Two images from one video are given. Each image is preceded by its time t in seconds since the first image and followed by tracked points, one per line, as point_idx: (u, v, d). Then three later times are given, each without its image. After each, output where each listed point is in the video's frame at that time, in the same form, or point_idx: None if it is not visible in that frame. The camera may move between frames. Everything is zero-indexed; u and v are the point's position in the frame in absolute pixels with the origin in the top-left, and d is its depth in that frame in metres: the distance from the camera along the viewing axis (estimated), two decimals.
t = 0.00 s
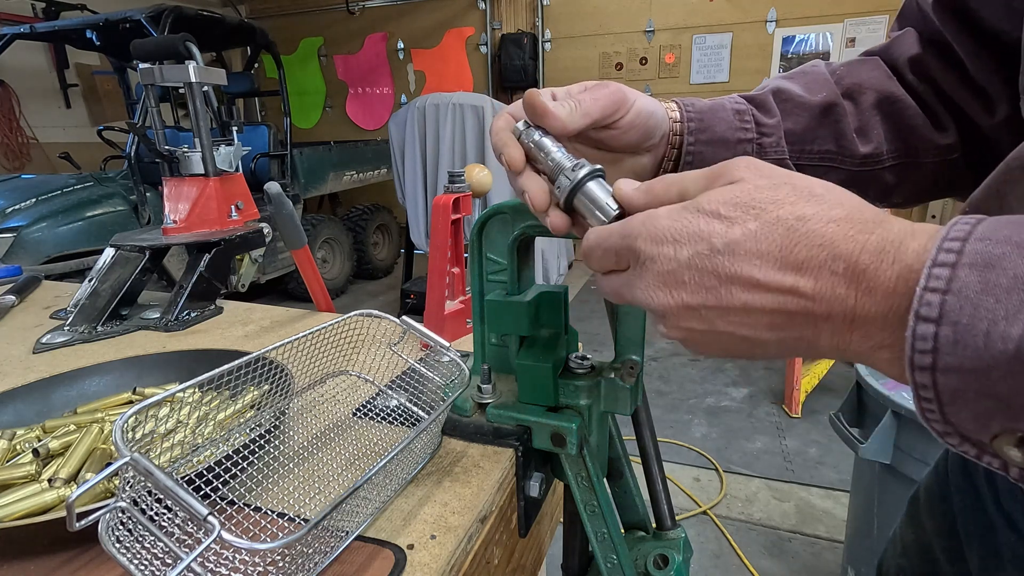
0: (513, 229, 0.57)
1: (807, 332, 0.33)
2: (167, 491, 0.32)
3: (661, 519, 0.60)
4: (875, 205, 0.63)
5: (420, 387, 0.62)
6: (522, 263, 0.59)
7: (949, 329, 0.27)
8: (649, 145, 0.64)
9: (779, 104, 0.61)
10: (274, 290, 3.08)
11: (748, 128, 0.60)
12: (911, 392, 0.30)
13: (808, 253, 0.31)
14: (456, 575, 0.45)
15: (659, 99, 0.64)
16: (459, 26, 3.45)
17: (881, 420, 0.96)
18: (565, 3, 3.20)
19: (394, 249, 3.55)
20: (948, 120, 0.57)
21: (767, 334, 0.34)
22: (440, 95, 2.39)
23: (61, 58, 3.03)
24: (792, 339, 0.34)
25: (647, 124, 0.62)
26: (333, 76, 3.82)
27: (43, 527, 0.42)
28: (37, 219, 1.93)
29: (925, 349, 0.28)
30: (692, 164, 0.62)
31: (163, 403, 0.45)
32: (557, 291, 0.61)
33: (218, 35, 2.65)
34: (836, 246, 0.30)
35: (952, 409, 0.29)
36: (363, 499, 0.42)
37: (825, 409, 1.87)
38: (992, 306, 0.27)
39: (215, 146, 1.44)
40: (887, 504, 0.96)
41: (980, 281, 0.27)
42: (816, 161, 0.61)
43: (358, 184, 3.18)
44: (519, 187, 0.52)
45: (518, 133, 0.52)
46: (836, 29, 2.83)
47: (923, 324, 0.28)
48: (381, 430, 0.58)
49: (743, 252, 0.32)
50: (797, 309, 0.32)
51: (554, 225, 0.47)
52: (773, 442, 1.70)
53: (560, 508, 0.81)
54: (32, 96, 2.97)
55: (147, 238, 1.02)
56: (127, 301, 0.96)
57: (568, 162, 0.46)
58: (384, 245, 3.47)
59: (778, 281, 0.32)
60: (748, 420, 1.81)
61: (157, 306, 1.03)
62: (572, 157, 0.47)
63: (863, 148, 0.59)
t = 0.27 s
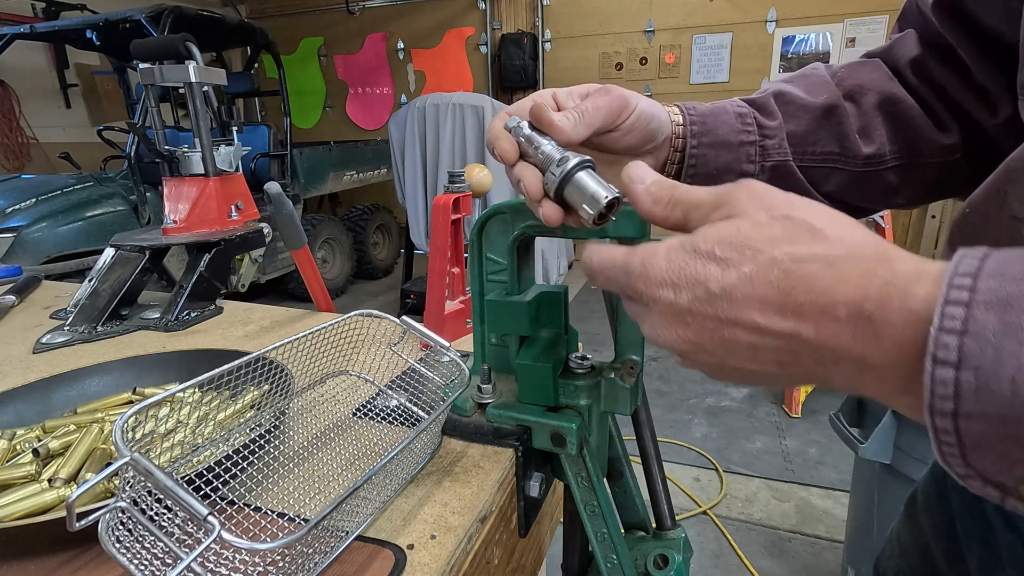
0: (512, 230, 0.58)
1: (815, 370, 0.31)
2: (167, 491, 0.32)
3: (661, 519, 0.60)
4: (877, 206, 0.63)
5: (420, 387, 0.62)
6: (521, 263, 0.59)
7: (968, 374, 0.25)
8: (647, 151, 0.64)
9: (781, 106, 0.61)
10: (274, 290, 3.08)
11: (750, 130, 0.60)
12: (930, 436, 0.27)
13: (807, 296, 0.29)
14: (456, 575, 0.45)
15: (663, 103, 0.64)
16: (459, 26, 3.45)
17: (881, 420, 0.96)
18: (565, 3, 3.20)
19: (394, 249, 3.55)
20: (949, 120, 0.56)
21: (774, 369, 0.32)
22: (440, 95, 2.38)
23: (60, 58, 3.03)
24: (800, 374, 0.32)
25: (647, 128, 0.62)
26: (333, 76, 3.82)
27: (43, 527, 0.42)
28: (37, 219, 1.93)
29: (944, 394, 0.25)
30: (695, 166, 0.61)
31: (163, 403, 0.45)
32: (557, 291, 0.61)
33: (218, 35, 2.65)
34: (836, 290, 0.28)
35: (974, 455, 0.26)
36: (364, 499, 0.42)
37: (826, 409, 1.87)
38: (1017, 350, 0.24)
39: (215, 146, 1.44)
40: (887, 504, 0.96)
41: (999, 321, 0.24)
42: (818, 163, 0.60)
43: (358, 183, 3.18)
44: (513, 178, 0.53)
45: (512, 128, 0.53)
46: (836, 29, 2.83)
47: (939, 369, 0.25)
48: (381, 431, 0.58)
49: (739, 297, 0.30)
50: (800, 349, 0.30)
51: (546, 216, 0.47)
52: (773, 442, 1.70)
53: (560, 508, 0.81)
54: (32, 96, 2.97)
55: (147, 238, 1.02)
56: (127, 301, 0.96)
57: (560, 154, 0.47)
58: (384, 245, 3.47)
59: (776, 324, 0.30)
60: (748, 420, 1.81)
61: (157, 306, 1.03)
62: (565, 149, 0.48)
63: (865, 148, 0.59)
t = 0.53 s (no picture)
0: (512, 230, 0.58)
1: None
2: (167, 491, 0.32)
3: (661, 519, 0.60)
4: (887, 211, 0.62)
5: (420, 387, 0.62)
6: (522, 262, 0.59)
7: None
8: (650, 150, 0.63)
9: (790, 110, 0.61)
10: (274, 290, 3.08)
11: (758, 134, 0.60)
12: None
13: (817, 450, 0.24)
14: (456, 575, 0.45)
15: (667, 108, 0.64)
16: (459, 26, 3.45)
17: (881, 420, 0.96)
18: (565, 3, 3.21)
19: (394, 248, 3.55)
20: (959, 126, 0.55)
21: None
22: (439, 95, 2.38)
23: (61, 58, 3.03)
24: None
25: (649, 129, 0.61)
26: (333, 76, 3.83)
27: (44, 527, 0.42)
28: (37, 219, 1.93)
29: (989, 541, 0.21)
30: (703, 169, 0.61)
31: (163, 403, 0.45)
32: (557, 291, 0.61)
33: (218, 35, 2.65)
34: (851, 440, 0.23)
35: None
36: (364, 499, 0.42)
37: (825, 409, 1.87)
38: None
39: (215, 146, 1.44)
40: (887, 505, 0.96)
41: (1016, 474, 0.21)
42: (827, 168, 0.60)
43: (358, 183, 3.18)
44: (505, 176, 0.55)
45: (507, 126, 0.54)
46: (836, 29, 2.83)
47: None
48: (381, 430, 0.58)
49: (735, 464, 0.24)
50: None
51: (532, 214, 0.49)
52: (773, 442, 1.70)
53: (560, 509, 0.81)
54: (32, 96, 2.97)
55: (147, 238, 1.02)
56: (127, 301, 0.96)
57: (547, 153, 0.48)
58: (384, 245, 3.47)
59: None
60: (748, 420, 1.81)
61: (157, 306, 1.03)
62: (552, 149, 0.49)
63: (875, 153, 0.58)
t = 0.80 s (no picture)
0: (512, 229, 0.58)
1: None
2: (167, 491, 0.32)
3: (661, 519, 0.60)
4: (887, 212, 0.62)
5: (420, 387, 0.62)
6: (522, 262, 0.59)
7: None
8: (647, 148, 0.63)
9: (787, 111, 0.61)
10: (274, 290, 3.08)
11: (755, 135, 0.60)
12: None
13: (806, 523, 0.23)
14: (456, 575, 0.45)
15: (665, 107, 0.64)
16: (459, 26, 3.45)
17: (881, 420, 0.96)
18: (566, 3, 3.21)
19: (394, 248, 3.55)
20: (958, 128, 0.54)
21: None
22: (439, 95, 2.38)
23: (61, 58, 3.03)
24: None
25: (644, 127, 0.61)
26: (333, 76, 3.83)
27: (45, 527, 0.42)
28: (37, 219, 1.93)
29: None
30: (699, 171, 0.61)
31: (163, 403, 0.45)
32: (557, 291, 0.61)
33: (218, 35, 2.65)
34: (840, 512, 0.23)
35: None
36: (364, 499, 0.42)
37: (825, 409, 1.87)
38: None
39: (215, 146, 1.44)
40: (887, 505, 0.96)
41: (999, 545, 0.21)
42: (825, 169, 0.60)
43: (358, 183, 3.18)
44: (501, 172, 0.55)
45: (506, 124, 0.55)
46: (836, 29, 2.83)
47: None
48: (381, 430, 0.58)
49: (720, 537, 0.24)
50: None
51: (529, 206, 0.50)
52: (773, 442, 1.70)
53: (560, 509, 0.81)
54: (32, 96, 2.97)
55: (147, 238, 1.02)
56: (127, 301, 0.96)
57: (541, 145, 0.49)
58: (384, 245, 3.48)
59: None
60: (748, 420, 1.81)
61: (157, 306, 1.03)
62: (545, 141, 0.49)
63: (873, 154, 0.58)
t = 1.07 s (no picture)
0: (512, 230, 0.58)
1: None
2: (167, 490, 0.32)
3: (661, 519, 0.60)
4: (891, 213, 0.63)
5: (420, 387, 0.62)
6: (522, 262, 0.59)
7: None
8: (651, 148, 0.63)
9: (791, 112, 0.61)
10: (274, 290, 3.08)
11: (759, 136, 0.61)
12: None
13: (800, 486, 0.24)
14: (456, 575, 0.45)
15: (668, 107, 0.64)
16: (459, 26, 3.45)
17: (881, 420, 0.96)
18: (566, 3, 3.21)
19: (394, 248, 3.55)
20: (968, 128, 0.55)
21: None
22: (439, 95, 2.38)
23: (61, 58, 3.03)
24: None
25: (648, 127, 0.61)
26: (333, 76, 3.83)
27: (45, 527, 0.43)
28: (37, 219, 1.93)
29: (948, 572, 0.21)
30: (703, 172, 0.61)
31: (163, 403, 0.45)
32: (557, 291, 0.61)
33: (218, 35, 2.65)
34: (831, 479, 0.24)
35: None
36: (363, 499, 0.42)
37: (825, 409, 1.87)
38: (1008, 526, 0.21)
39: (215, 146, 1.44)
40: (888, 505, 0.96)
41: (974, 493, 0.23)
42: (830, 170, 0.61)
43: (358, 183, 3.18)
44: (504, 171, 0.55)
45: (508, 123, 0.55)
46: (836, 29, 2.83)
47: None
48: (381, 430, 0.58)
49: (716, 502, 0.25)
50: None
51: (531, 206, 0.50)
52: (773, 442, 1.70)
53: (560, 509, 0.81)
54: (32, 96, 2.97)
55: (147, 238, 1.02)
56: (127, 301, 0.96)
57: (543, 145, 0.49)
58: (384, 245, 3.47)
59: None
60: (748, 420, 1.81)
61: (157, 306, 1.03)
62: (548, 141, 0.49)
63: (879, 155, 0.59)
